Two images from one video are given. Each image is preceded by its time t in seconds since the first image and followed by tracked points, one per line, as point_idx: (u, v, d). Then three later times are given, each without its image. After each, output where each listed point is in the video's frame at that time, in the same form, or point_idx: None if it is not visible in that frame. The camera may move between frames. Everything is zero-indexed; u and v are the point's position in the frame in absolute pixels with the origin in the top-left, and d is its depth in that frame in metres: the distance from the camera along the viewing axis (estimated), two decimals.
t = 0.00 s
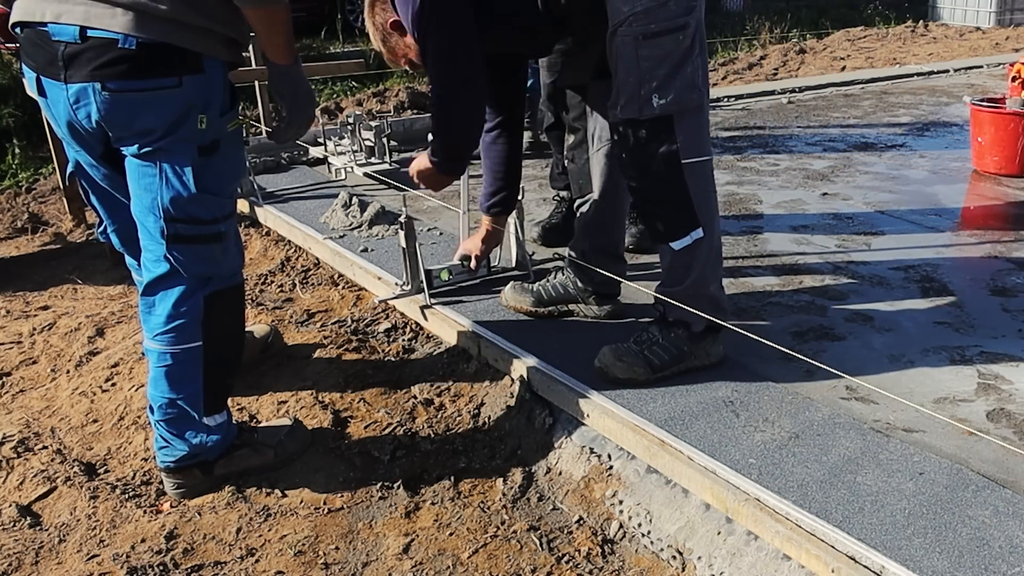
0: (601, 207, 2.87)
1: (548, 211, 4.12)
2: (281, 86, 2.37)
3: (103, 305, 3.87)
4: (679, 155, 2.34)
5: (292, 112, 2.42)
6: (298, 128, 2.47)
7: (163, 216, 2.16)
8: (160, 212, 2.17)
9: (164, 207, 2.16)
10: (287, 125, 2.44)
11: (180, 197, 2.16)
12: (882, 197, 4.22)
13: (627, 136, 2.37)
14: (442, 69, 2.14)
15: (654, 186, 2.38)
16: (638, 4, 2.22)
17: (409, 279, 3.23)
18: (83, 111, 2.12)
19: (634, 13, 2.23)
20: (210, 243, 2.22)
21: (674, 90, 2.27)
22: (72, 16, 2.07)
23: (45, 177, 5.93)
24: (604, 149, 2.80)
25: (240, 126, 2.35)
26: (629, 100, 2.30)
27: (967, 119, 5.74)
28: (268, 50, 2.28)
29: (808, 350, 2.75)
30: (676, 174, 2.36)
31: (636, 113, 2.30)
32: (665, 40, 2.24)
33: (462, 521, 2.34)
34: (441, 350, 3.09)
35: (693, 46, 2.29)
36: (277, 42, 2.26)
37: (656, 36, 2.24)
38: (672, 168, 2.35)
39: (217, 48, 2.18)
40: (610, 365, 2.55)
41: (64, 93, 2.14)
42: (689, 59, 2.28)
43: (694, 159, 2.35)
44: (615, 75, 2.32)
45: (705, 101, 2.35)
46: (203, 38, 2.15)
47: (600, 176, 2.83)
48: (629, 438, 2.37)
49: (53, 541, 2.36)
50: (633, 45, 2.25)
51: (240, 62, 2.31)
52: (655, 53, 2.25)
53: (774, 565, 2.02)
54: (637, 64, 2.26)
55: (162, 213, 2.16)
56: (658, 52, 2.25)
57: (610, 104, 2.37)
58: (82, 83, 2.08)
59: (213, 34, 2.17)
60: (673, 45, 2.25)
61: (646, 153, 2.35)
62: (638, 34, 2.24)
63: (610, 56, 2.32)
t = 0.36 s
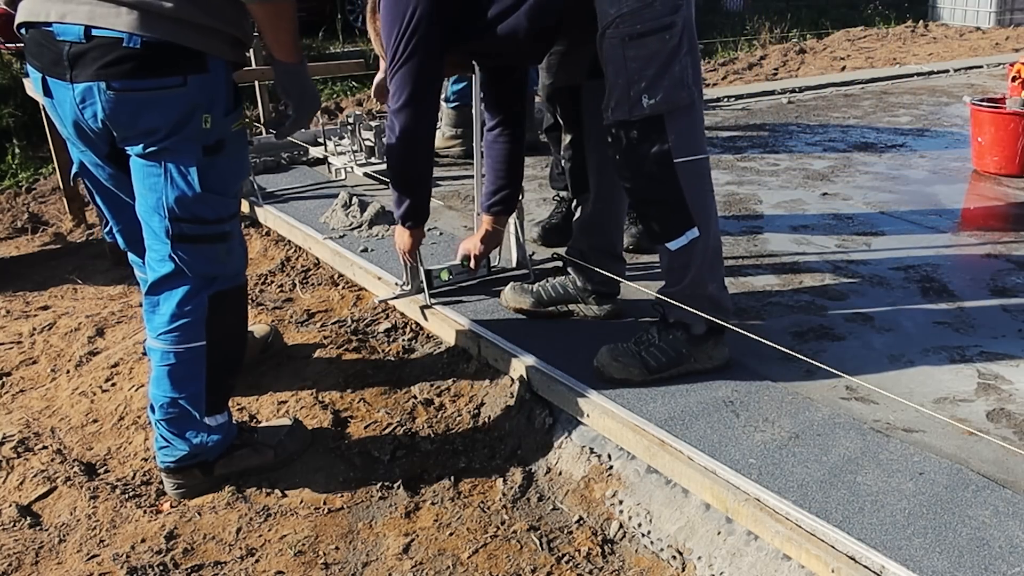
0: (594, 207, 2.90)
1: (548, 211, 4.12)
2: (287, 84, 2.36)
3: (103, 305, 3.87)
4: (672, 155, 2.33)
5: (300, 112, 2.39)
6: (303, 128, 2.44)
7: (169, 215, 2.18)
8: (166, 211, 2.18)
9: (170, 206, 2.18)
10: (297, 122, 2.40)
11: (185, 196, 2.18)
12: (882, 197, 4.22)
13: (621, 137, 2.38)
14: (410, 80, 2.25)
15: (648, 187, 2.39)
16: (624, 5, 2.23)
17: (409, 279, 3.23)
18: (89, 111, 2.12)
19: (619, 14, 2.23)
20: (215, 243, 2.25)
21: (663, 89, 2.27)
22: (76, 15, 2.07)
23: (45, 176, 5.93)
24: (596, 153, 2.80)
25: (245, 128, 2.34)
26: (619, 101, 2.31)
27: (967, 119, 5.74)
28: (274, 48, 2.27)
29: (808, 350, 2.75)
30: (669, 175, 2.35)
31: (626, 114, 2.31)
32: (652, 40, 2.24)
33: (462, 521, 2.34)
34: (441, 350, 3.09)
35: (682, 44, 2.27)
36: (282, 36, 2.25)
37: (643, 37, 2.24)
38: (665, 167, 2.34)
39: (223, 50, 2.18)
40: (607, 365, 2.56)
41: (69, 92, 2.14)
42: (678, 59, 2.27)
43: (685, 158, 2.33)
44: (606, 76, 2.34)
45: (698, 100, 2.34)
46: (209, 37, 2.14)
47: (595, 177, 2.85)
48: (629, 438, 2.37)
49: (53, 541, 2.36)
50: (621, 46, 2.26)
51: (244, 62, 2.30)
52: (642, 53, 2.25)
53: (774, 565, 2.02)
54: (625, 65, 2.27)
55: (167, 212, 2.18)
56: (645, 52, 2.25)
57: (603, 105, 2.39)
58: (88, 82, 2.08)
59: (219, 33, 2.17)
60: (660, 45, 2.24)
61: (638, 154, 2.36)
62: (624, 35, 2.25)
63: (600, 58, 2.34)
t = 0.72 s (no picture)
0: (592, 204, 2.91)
1: (548, 211, 4.12)
2: (302, 76, 2.38)
3: (104, 305, 3.87)
4: (668, 156, 2.33)
5: (314, 100, 2.42)
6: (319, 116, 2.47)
7: (185, 213, 2.17)
8: (182, 209, 2.17)
9: (186, 205, 2.16)
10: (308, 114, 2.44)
11: (201, 194, 2.17)
12: (882, 197, 4.22)
13: (618, 139, 2.38)
14: (409, 83, 2.24)
15: (647, 188, 2.38)
16: (619, 6, 2.25)
17: (409, 279, 3.19)
18: (105, 108, 2.12)
19: (615, 14, 2.25)
20: (230, 240, 2.25)
21: (660, 90, 2.27)
22: (93, 13, 2.08)
23: (45, 177, 5.93)
24: (594, 153, 2.80)
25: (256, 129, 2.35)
26: (617, 102, 2.31)
27: (967, 119, 5.74)
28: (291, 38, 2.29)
29: (808, 350, 2.75)
30: (668, 176, 2.35)
31: (624, 115, 2.32)
32: (647, 40, 2.24)
33: (462, 521, 2.34)
34: (440, 350, 3.09)
35: (679, 44, 2.28)
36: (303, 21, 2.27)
37: (639, 37, 2.25)
38: (663, 167, 2.34)
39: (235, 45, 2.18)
40: (608, 365, 2.57)
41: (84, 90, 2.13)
42: (675, 59, 2.27)
43: (684, 158, 2.33)
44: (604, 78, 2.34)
45: (696, 101, 2.33)
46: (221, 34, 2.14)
47: (592, 176, 2.85)
48: (629, 438, 2.36)
49: (53, 541, 2.36)
50: (616, 47, 2.28)
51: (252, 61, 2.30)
52: (638, 53, 2.26)
53: (774, 565, 2.02)
54: (621, 65, 2.28)
55: (183, 211, 2.17)
56: (641, 52, 2.26)
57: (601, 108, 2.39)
58: (104, 80, 2.08)
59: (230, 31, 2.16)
60: (656, 45, 2.25)
61: (636, 155, 2.36)
62: (620, 37, 2.26)
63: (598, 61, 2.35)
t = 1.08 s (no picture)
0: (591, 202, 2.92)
1: (548, 211, 4.12)
2: (311, 79, 2.43)
3: (104, 305, 3.87)
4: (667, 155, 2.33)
5: (321, 104, 2.46)
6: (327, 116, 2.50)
7: (195, 215, 2.18)
8: (191, 211, 2.18)
9: (195, 206, 2.17)
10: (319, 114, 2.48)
11: (212, 194, 2.17)
12: (882, 197, 4.22)
13: (617, 139, 2.38)
14: (410, 80, 2.25)
15: (646, 189, 2.39)
16: (620, 5, 2.24)
17: (409, 279, 3.19)
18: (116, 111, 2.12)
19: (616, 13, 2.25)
20: (239, 241, 2.25)
21: (660, 90, 2.27)
22: (101, 18, 2.07)
23: (45, 177, 5.93)
24: (595, 153, 2.82)
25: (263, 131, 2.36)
26: (616, 101, 2.31)
27: (967, 119, 5.74)
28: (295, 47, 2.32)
29: (808, 350, 2.75)
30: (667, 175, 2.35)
31: (623, 115, 2.32)
32: (648, 39, 2.24)
33: (462, 521, 2.34)
34: (440, 350, 3.09)
35: (680, 45, 2.28)
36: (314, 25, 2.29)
37: (640, 37, 2.24)
38: (662, 168, 2.35)
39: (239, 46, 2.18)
40: (609, 366, 2.57)
41: (93, 95, 2.13)
42: (676, 59, 2.27)
43: (684, 158, 2.33)
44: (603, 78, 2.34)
45: (696, 102, 2.34)
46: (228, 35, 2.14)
47: (594, 177, 2.86)
48: (629, 438, 2.36)
49: (53, 541, 2.36)
50: (617, 47, 2.27)
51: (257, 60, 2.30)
52: (639, 52, 2.26)
53: (774, 565, 2.02)
54: (621, 64, 2.28)
55: (193, 212, 2.18)
56: (642, 52, 2.26)
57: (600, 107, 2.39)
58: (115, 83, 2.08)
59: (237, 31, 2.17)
60: (656, 43, 2.25)
61: (635, 154, 2.36)
62: (620, 36, 2.26)
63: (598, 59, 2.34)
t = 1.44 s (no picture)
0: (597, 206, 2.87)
1: (548, 211, 4.12)
2: (307, 86, 2.37)
3: (103, 305, 3.87)
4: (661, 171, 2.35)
5: (320, 112, 2.41)
6: (325, 126, 2.45)
7: (190, 216, 2.18)
8: (187, 212, 2.18)
9: (191, 207, 2.17)
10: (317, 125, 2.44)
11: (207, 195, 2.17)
12: (882, 197, 4.22)
13: (611, 152, 2.38)
14: None
15: (639, 205, 2.40)
16: (623, 13, 2.23)
17: (409, 279, 3.21)
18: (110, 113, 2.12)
19: (616, 26, 2.24)
20: (236, 241, 2.25)
21: (656, 107, 2.27)
22: (94, 21, 2.07)
23: (45, 177, 5.93)
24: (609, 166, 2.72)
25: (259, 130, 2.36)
26: (611, 115, 2.31)
27: (967, 119, 5.74)
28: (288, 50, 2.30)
29: (808, 350, 2.75)
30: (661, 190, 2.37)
31: (617, 127, 2.31)
32: (648, 53, 2.24)
33: (462, 521, 2.34)
34: (441, 350, 3.09)
35: (681, 60, 2.28)
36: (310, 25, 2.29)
37: (641, 50, 2.24)
38: (655, 185, 2.36)
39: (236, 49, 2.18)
40: (611, 363, 2.55)
41: (88, 97, 2.13)
42: (675, 75, 2.27)
43: (674, 175, 2.36)
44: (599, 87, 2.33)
45: (690, 118, 2.35)
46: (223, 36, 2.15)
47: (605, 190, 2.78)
48: (629, 438, 2.36)
49: (53, 541, 2.36)
50: (617, 58, 2.26)
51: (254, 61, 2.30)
52: (638, 67, 2.25)
53: (774, 565, 2.02)
54: (619, 77, 2.27)
55: (189, 212, 2.18)
56: (642, 66, 2.25)
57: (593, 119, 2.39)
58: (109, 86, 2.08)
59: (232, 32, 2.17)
60: (654, 58, 2.24)
61: (629, 169, 2.37)
62: (621, 48, 2.25)
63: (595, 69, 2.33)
